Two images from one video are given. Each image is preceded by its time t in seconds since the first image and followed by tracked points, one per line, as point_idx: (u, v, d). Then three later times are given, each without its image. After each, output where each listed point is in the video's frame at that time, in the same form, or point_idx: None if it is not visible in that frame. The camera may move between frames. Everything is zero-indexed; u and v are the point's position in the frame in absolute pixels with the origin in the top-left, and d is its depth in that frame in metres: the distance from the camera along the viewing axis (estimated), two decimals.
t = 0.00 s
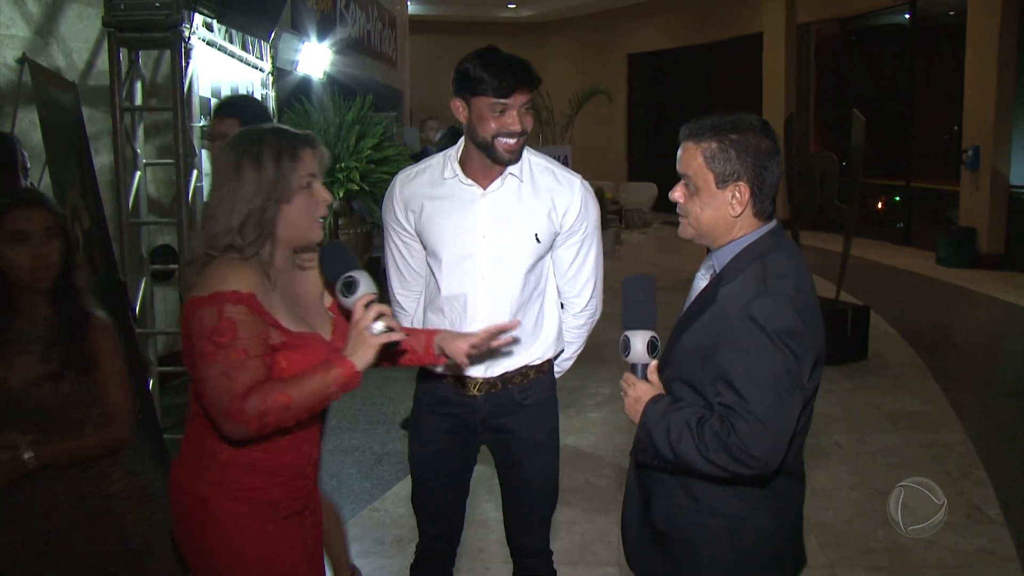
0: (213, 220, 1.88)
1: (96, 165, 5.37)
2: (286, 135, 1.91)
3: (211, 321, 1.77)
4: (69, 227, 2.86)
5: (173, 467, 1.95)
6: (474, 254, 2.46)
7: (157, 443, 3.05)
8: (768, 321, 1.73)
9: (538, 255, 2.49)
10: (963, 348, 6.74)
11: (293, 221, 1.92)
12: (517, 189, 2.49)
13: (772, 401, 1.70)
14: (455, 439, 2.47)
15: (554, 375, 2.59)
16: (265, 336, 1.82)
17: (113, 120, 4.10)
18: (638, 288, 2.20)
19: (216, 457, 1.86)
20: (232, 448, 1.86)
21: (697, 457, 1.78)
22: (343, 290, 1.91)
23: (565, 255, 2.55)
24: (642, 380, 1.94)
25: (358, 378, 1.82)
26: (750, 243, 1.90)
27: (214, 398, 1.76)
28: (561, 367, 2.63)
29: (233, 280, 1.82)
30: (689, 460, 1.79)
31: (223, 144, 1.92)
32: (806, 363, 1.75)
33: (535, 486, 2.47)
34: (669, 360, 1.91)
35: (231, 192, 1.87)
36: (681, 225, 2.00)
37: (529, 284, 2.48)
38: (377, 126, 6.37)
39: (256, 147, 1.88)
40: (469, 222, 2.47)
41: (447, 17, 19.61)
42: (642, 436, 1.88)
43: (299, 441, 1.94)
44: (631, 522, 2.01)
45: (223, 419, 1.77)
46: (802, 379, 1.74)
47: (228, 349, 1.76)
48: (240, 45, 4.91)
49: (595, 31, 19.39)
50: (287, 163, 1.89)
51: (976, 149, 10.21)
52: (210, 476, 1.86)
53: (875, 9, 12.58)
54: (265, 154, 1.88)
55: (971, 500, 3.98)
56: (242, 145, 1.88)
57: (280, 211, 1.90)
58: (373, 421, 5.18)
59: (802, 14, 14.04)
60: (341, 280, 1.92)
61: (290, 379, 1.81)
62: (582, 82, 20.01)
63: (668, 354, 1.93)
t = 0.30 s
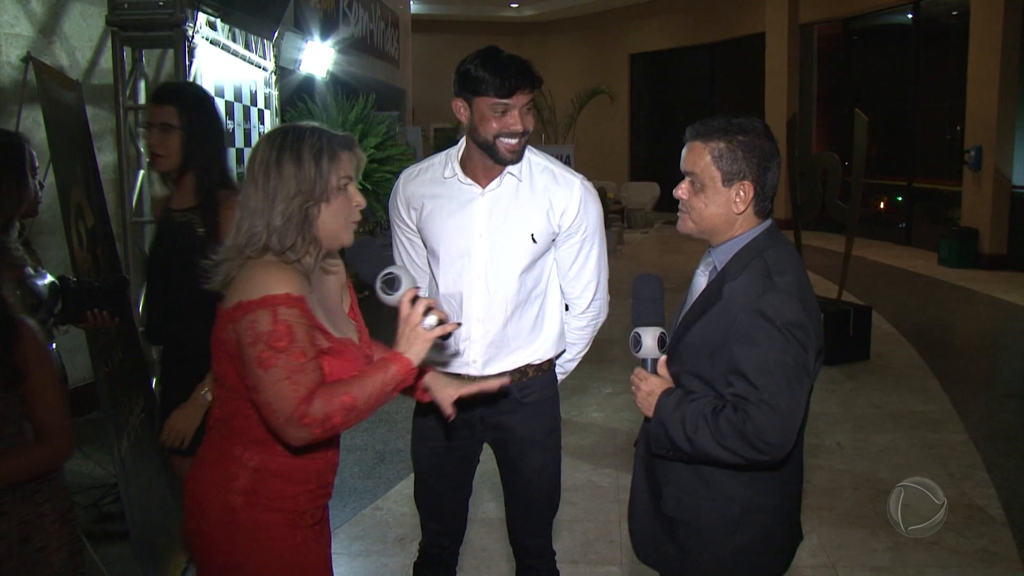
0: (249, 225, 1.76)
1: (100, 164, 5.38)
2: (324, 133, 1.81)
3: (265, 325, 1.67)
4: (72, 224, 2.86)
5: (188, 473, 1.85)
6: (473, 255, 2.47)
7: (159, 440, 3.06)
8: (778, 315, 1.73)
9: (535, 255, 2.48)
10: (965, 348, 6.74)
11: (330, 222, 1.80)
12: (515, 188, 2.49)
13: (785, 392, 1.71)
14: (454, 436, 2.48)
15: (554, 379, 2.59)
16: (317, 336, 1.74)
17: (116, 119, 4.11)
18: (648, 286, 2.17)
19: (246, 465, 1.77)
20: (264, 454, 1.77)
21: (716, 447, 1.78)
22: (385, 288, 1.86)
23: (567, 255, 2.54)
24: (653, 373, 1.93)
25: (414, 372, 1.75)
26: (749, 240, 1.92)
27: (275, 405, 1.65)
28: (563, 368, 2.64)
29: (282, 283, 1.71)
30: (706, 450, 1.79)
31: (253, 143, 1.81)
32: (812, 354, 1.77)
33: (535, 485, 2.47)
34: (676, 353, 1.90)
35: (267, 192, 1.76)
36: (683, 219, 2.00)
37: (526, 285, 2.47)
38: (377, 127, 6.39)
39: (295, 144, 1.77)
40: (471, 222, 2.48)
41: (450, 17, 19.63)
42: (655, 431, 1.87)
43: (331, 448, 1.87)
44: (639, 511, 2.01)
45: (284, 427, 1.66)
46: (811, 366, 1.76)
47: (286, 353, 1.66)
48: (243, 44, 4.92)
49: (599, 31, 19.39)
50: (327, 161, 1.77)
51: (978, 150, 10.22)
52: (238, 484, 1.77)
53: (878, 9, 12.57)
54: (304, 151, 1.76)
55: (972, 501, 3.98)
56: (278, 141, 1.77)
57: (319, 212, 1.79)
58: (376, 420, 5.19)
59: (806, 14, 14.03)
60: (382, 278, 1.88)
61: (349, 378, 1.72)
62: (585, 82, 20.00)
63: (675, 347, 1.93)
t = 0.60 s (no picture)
0: (266, 222, 1.80)
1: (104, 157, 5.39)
2: (339, 126, 1.84)
3: (296, 318, 1.70)
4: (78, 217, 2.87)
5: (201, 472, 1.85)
6: (490, 249, 2.47)
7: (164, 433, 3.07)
8: (795, 292, 1.79)
9: (548, 249, 2.50)
10: (968, 346, 6.74)
11: (348, 215, 1.86)
12: (531, 182, 2.51)
13: (808, 370, 1.76)
14: (464, 430, 2.48)
15: (564, 372, 2.61)
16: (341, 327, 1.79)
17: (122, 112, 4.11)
18: (653, 282, 2.15)
19: (269, 459, 1.79)
20: (285, 448, 1.81)
21: (743, 428, 1.79)
22: (403, 280, 1.98)
23: (581, 253, 2.56)
24: (667, 366, 1.95)
25: (434, 361, 1.87)
26: (743, 233, 1.95)
27: (306, 398, 1.69)
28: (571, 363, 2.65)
29: (309, 276, 1.74)
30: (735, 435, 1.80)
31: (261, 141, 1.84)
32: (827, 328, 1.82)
33: (544, 478, 2.48)
34: (689, 345, 1.91)
35: (284, 187, 1.80)
36: (686, 221, 1.99)
37: (539, 281, 2.50)
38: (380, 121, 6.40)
39: (311, 137, 1.80)
40: (487, 216, 2.48)
41: (455, 11, 19.60)
42: (676, 424, 1.89)
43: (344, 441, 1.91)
44: (652, 509, 1.99)
45: (314, 421, 1.70)
46: (828, 343, 1.81)
47: (317, 347, 1.70)
48: (249, 37, 4.92)
49: (603, 26, 19.35)
50: (345, 155, 1.82)
51: (983, 147, 10.19)
52: (262, 476, 1.79)
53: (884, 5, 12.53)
54: (322, 145, 1.80)
55: (975, 498, 3.99)
56: (294, 135, 1.80)
57: (338, 205, 1.83)
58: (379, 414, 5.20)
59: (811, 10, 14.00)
60: (399, 271, 2.00)
61: (373, 372, 1.80)
62: (589, 77, 19.97)
63: (686, 341, 1.94)
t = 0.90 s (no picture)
0: (260, 215, 1.80)
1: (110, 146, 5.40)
2: (330, 113, 1.85)
3: (287, 302, 1.71)
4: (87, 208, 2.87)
5: (206, 461, 1.86)
6: (512, 239, 2.47)
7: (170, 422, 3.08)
8: (806, 275, 1.80)
9: (570, 243, 2.50)
10: (973, 341, 6.74)
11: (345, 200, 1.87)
12: (557, 177, 2.51)
13: (825, 349, 1.77)
14: (474, 420, 2.49)
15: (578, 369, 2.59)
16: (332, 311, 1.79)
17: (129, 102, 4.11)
18: (660, 274, 2.14)
19: (270, 445, 1.80)
20: (285, 433, 1.81)
21: (764, 413, 1.78)
22: (392, 267, 1.99)
23: (606, 251, 2.57)
24: (681, 360, 1.94)
25: (421, 346, 1.85)
26: (743, 227, 1.95)
27: (293, 381, 1.70)
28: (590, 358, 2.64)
29: (301, 260, 1.75)
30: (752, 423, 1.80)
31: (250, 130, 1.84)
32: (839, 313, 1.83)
33: (552, 469, 2.48)
34: (701, 337, 1.91)
35: (279, 178, 1.79)
36: (689, 211, 1.98)
37: (558, 274, 2.50)
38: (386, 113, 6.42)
39: (302, 125, 1.81)
40: (511, 205, 2.48)
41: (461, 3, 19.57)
42: (694, 416, 1.87)
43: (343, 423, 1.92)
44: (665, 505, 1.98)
45: (302, 403, 1.71)
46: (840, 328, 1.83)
47: (307, 330, 1.71)
48: (255, 28, 4.92)
49: (610, 18, 19.31)
50: (337, 142, 1.82)
51: (989, 142, 10.16)
52: (263, 462, 1.80)
53: None
54: (312, 132, 1.80)
55: (978, 493, 3.99)
56: (283, 128, 1.79)
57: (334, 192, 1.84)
58: (384, 404, 5.21)
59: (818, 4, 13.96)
60: (388, 258, 2.00)
61: (361, 356, 1.79)
62: (595, 69, 19.93)
63: (697, 335, 1.94)
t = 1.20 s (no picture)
0: (227, 194, 1.82)
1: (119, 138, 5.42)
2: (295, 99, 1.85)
3: (260, 287, 1.72)
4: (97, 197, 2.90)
5: (201, 446, 1.87)
6: (521, 231, 2.49)
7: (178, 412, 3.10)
8: (814, 277, 1.80)
9: (581, 242, 2.48)
10: (982, 337, 6.72)
11: (309, 186, 1.86)
12: (570, 174, 2.49)
13: (826, 355, 1.77)
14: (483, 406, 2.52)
15: (595, 369, 2.57)
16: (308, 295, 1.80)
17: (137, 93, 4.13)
18: (670, 263, 2.15)
19: (262, 428, 1.81)
20: (277, 416, 1.82)
21: (757, 412, 1.79)
22: (370, 253, 1.94)
23: (624, 251, 2.51)
24: (683, 350, 1.95)
25: (394, 331, 1.84)
26: (764, 218, 1.94)
27: (267, 364, 1.72)
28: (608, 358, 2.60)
29: (273, 245, 1.76)
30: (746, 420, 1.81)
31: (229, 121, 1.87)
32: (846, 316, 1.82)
33: (556, 459, 2.50)
34: (707, 330, 1.93)
35: (245, 163, 1.82)
36: (700, 199, 2.00)
37: (569, 270, 2.49)
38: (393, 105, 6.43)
39: (269, 114, 1.82)
40: (524, 198, 2.51)
41: None
42: (692, 409, 1.87)
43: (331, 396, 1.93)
44: (661, 496, 2.00)
45: (277, 385, 1.73)
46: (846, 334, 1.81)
47: (279, 315, 1.72)
48: (263, 20, 4.92)
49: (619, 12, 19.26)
50: (301, 128, 1.83)
51: (999, 138, 10.12)
52: (257, 445, 1.81)
53: None
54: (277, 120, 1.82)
55: (983, 489, 3.99)
56: (251, 114, 1.82)
57: (298, 176, 1.85)
58: (391, 396, 5.23)
59: None
60: (366, 244, 1.95)
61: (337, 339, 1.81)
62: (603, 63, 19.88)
63: (703, 327, 1.95)
